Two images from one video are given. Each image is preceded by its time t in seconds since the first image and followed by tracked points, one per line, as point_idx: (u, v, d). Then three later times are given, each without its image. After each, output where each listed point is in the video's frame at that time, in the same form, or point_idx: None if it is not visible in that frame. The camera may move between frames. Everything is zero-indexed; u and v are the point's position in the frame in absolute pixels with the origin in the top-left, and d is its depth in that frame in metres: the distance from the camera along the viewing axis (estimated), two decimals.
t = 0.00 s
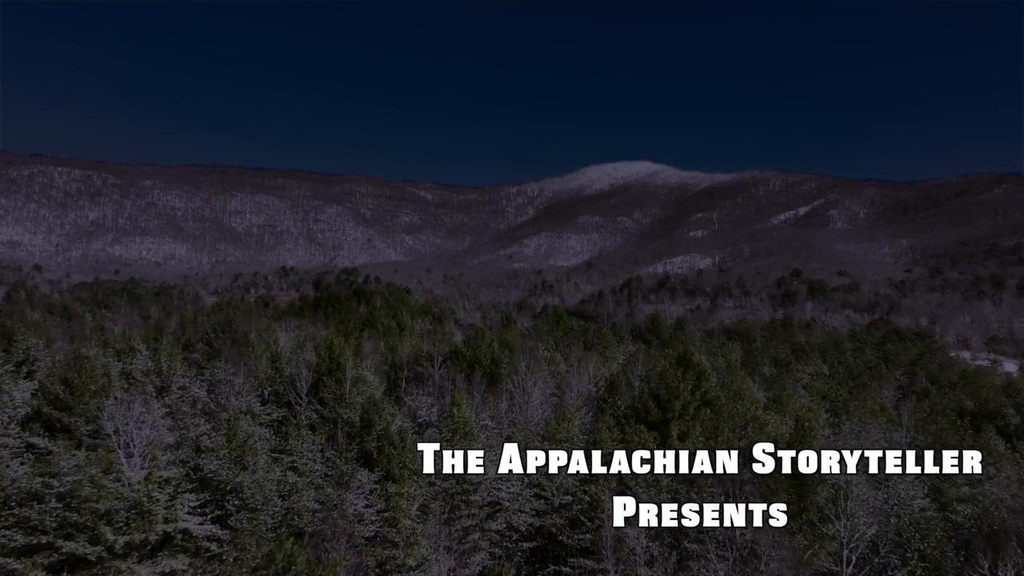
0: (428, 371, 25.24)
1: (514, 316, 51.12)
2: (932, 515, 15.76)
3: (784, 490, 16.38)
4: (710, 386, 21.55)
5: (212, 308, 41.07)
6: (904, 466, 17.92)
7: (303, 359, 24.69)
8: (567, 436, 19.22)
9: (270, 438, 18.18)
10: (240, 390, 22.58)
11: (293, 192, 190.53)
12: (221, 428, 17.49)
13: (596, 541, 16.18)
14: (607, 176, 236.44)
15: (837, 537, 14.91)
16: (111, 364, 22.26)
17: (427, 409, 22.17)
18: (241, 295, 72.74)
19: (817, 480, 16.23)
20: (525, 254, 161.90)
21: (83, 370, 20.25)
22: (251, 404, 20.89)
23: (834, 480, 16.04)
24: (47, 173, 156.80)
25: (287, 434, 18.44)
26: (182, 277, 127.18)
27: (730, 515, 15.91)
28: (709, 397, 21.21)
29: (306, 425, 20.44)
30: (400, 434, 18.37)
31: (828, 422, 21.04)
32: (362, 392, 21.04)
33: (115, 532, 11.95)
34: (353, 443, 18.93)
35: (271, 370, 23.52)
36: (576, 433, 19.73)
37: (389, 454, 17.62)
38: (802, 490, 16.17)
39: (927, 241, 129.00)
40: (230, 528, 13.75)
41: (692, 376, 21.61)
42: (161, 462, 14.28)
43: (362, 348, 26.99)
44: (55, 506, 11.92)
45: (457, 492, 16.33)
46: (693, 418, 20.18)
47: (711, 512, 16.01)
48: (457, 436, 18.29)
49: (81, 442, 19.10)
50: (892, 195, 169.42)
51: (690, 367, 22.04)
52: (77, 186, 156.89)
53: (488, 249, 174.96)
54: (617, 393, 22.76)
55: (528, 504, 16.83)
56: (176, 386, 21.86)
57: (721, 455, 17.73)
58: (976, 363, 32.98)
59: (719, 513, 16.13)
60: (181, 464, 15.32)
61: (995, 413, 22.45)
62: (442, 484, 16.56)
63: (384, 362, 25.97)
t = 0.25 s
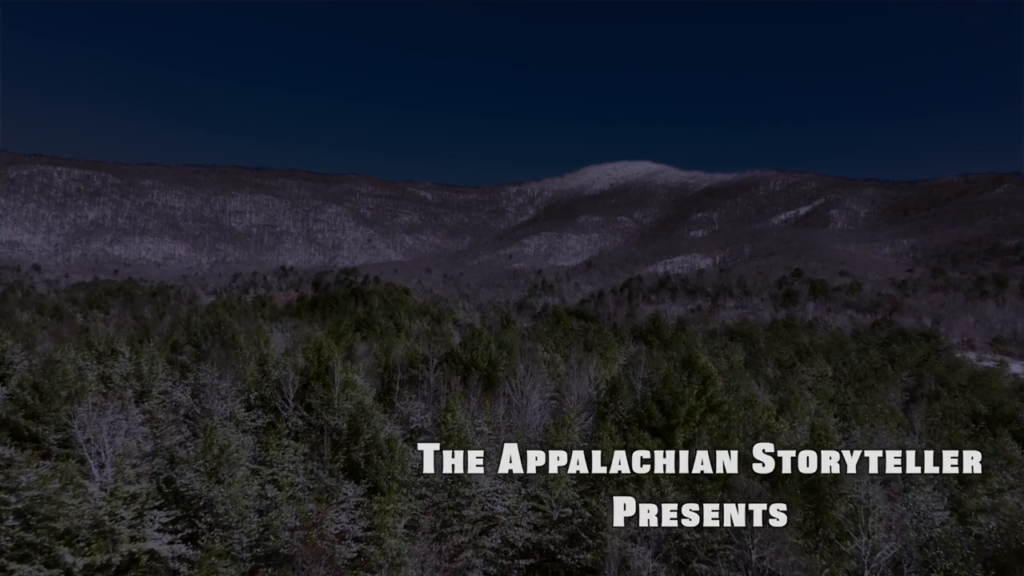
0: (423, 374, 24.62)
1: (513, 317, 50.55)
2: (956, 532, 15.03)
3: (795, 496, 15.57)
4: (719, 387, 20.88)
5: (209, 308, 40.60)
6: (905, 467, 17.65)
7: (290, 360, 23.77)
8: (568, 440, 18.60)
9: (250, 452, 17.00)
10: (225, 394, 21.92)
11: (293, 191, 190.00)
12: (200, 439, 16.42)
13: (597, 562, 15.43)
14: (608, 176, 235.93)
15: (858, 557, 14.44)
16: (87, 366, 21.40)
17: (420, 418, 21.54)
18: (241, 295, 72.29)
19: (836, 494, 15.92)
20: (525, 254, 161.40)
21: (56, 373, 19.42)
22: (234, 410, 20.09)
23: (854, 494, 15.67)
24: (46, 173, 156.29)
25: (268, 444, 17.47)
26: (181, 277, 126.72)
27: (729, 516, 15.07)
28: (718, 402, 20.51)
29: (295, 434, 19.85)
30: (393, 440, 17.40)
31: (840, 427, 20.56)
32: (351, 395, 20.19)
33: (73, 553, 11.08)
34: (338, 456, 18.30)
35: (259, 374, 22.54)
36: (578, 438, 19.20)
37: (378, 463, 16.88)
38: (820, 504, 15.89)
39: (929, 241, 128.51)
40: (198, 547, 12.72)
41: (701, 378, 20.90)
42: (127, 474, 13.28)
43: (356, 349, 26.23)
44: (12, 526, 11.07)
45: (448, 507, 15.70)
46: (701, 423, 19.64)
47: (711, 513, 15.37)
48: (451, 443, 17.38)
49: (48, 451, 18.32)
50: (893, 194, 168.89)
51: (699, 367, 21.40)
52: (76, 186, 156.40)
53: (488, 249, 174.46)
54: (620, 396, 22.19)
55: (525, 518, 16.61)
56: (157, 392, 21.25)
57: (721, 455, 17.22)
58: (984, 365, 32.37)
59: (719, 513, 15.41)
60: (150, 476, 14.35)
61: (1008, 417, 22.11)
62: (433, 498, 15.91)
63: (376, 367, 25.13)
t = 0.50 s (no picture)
0: (418, 376, 24.04)
1: (513, 317, 49.98)
2: (979, 546, 14.70)
3: (812, 515, 14.10)
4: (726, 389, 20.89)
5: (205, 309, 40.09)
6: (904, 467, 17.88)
7: (277, 365, 22.57)
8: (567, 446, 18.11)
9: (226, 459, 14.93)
10: (210, 400, 20.73)
11: (292, 191, 189.52)
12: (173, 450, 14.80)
13: None
14: (608, 176, 235.47)
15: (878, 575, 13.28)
16: (61, 371, 20.45)
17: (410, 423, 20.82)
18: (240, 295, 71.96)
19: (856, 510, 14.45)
20: (525, 254, 160.93)
21: (22, 380, 18.45)
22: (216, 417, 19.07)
23: (876, 511, 14.39)
24: (46, 173, 155.85)
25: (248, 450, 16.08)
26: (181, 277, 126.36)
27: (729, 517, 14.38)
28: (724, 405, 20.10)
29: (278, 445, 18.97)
30: (378, 448, 16.77)
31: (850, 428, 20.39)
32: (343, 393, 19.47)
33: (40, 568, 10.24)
34: (323, 467, 17.19)
35: (245, 378, 21.16)
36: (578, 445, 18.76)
37: (362, 476, 16.12)
38: (841, 522, 14.19)
39: (930, 241, 127.97)
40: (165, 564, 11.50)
41: (708, 384, 20.63)
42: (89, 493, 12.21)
43: (350, 350, 25.85)
44: None
45: (440, 524, 15.10)
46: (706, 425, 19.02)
47: (712, 513, 14.50)
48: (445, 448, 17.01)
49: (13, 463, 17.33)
50: (894, 194, 168.34)
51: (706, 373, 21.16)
52: (76, 186, 156.00)
53: (488, 248, 173.97)
54: (622, 401, 21.75)
55: (521, 534, 15.77)
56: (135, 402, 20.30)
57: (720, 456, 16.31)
58: (990, 365, 31.79)
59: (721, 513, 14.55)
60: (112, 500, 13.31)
61: None
62: (420, 511, 15.44)
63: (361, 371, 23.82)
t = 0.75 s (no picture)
0: (411, 381, 23.10)
1: (512, 318, 49.66)
2: (1012, 566, 13.44)
3: (836, 536, 13.48)
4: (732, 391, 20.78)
5: (203, 309, 39.81)
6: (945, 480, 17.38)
7: (264, 368, 21.61)
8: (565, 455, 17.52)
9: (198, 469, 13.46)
10: (193, 405, 18.71)
11: (292, 191, 189.00)
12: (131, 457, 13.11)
13: None
14: (608, 176, 234.94)
15: None
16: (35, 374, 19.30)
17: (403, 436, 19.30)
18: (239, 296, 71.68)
19: (883, 529, 13.59)
20: (525, 254, 160.38)
21: None
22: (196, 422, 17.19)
23: (905, 531, 13.39)
24: (45, 173, 155.34)
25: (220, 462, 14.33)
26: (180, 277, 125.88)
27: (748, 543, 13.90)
28: (731, 412, 19.92)
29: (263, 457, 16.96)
30: (364, 459, 15.40)
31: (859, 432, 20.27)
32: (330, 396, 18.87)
33: None
34: (303, 480, 15.31)
35: (230, 383, 20.28)
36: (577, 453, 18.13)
37: (348, 489, 14.47)
38: (864, 537, 13.43)
39: (932, 241, 127.40)
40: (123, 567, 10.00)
41: (712, 389, 20.29)
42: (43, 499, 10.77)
43: (344, 352, 25.61)
44: None
45: (428, 545, 13.92)
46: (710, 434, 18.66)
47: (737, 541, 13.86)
48: (435, 462, 16.52)
49: None
50: (895, 194, 167.79)
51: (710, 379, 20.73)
52: (75, 186, 155.52)
53: (488, 249, 173.46)
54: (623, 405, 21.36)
55: (517, 552, 14.28)
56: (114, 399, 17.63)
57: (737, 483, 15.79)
58: (996, 366, 31.27)
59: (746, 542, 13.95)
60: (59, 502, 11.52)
61: None
62: (406, 528, 14.31)
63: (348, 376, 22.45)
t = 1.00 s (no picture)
0: (403, 382, 22.47)
1: (511, 318, 49.08)
2: None
3: (863, 561, 12.68)
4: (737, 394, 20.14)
5: (199, 310, 39.29)
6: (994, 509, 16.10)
7: (250, 371, 20.88)
8: (563, 470, 16.80)
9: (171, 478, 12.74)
10: (171, 411, 18.04)
11: (292, 191, 188.45)
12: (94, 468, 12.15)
13: None
14: (608, 176, 234.33)
15: None
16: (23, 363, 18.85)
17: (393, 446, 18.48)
18: (238, 296, 71.12)
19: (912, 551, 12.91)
20: (525, 254, 159.88)
21: None
22: (171, 433, 16.37)
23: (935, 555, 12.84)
24: (44, 173, 154.84)
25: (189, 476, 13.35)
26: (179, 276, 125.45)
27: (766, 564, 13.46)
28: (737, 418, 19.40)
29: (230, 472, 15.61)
30: (347, 472, 14.74)
31: (870, 438, 19.83)
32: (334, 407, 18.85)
33: None
34: (282, 494, 14.64)
35: (210, 388, 19.38)
36: (577, 462, 17.46)
37: (329, 505, 13.89)
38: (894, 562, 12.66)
39: (933, 240, 126.83)
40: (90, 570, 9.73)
41: (718, 393, 19.78)
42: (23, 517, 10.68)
43: (338, 354, 25.11)
44: None
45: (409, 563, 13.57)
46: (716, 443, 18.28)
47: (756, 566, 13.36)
48: (427, 473, 15.88)
49: None
50: (895, 193, 167.18)
51: (715, 384, 20.18)
52: (74, 186, 155.00)
53: (488, 249, 172.94)
54: (625, 409, 20.79)
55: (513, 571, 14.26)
56: (90, 407, 16.79)
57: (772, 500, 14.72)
58: (1002, 367, 30.70)
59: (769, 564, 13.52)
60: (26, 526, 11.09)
61: None
62: (390, 543, 13.69)
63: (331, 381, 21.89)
